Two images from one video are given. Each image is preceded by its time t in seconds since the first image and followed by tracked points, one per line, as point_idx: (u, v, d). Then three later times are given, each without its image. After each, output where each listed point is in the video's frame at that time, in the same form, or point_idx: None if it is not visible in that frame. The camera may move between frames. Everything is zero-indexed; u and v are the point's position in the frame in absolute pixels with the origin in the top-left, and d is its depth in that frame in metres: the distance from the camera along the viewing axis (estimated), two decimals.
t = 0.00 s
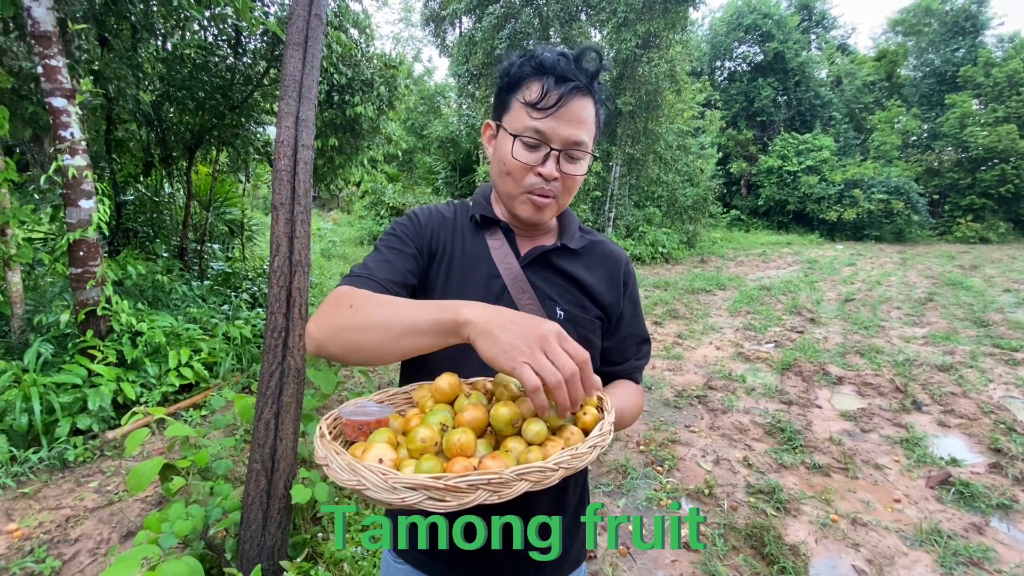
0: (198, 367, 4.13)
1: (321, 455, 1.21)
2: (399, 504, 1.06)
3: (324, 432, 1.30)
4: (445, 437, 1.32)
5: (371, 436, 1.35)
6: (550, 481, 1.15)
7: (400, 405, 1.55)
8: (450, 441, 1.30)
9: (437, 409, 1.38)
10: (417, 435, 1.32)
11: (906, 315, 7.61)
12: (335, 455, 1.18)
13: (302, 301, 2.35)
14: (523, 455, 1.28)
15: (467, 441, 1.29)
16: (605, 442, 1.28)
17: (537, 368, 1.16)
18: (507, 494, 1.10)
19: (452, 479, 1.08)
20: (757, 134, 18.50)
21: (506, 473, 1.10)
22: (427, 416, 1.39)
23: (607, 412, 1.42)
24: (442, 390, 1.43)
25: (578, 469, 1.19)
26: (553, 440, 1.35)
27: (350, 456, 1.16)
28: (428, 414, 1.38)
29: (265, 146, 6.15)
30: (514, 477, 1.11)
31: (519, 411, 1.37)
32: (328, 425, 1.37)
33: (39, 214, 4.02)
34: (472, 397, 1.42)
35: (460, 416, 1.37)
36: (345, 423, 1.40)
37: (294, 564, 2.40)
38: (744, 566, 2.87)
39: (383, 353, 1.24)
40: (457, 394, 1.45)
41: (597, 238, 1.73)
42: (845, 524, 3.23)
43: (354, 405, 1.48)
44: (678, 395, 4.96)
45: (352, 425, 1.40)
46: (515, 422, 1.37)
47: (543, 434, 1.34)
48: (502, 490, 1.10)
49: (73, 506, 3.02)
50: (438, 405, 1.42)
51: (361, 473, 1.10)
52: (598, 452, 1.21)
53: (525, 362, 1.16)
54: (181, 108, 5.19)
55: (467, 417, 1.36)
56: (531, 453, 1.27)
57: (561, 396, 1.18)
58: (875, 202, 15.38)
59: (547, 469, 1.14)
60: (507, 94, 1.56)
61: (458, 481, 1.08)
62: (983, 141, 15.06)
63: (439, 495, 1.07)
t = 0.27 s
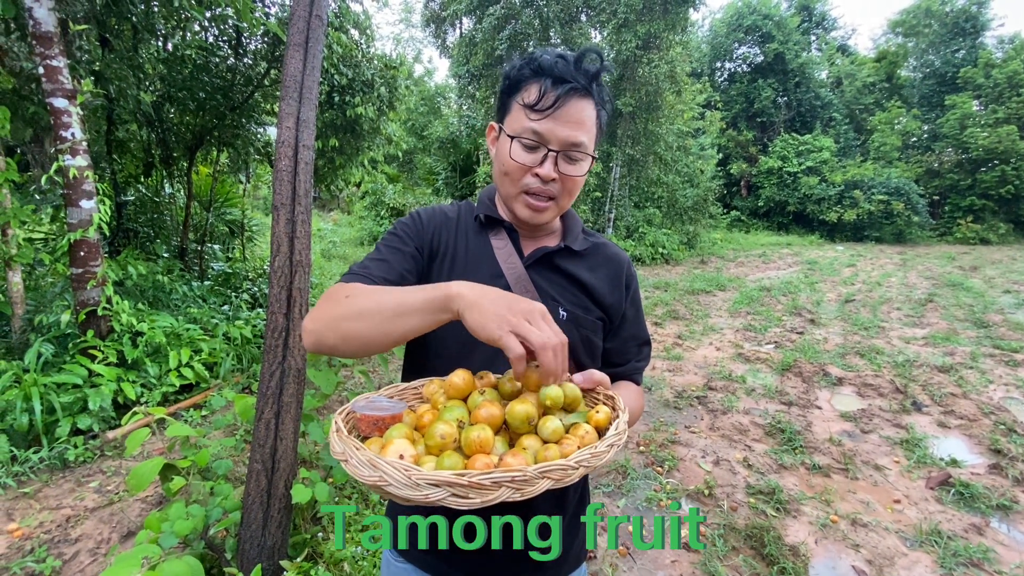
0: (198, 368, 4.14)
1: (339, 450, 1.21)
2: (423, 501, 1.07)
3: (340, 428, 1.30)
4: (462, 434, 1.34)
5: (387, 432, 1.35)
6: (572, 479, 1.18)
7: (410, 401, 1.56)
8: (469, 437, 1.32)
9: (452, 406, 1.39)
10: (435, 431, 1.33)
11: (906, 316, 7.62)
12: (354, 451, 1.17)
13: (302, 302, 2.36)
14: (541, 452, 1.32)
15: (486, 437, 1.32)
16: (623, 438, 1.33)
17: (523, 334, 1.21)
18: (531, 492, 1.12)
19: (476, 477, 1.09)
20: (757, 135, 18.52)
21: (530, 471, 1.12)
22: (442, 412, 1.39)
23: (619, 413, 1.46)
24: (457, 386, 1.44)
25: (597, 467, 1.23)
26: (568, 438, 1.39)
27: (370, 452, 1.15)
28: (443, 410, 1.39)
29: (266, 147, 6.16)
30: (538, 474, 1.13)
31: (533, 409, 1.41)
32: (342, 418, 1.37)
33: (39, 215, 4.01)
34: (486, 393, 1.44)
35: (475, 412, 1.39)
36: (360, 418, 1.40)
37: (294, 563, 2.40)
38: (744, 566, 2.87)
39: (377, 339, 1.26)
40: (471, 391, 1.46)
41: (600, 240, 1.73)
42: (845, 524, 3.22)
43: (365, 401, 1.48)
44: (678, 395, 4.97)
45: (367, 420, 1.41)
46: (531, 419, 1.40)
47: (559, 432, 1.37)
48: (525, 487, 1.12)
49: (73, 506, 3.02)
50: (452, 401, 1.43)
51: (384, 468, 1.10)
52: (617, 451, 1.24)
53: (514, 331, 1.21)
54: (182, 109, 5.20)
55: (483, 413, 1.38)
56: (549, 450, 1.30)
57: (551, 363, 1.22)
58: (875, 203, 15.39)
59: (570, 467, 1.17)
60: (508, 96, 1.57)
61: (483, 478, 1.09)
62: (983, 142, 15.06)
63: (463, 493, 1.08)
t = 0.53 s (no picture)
0: (197, 368, 4.13)
1: (349, 453, 1.20)
2: (440, 502, 1.07)
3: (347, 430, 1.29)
4: (473, 434, 1.34)
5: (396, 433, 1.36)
6: (588, 478, 1.19)
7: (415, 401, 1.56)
8: (480, 438, 1.33)
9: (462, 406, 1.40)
10: (446, 432, 1.33)
11: (905, 316, 7.62)
12: (364, 452, 1.17)
13: (302, 302, 2.35)
14: (553, 451, 1.34)
15: (497, 437, 1.33)
16: (635, 436, 1.35)
17: (497, 333, 1.18)
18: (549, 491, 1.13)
19: (493, 477, 1.10)
20: (756, 136, 18.55)
21: (547, 471, 1.13)
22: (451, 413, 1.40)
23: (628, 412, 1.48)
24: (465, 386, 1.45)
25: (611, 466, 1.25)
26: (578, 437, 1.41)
27: (381, 453, 1.15)
28: (452, 411, 1.40)
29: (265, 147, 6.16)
30: (555, 474, 1.14)
31: (543, 409, 1.42)
32: (348, 420, 1.36)
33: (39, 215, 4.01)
34: (494, 394, 1.45)
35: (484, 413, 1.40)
36: (367, 419, 1.39)
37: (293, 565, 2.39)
38: (743, 567, 2.87)
39: (371, 348, 1.29)
40: (478, 391, 1.47)
41: (600, 241, 1.72)
42: (845, 525, 3.22)
43: (370, 402, 1.48)
44: (678, 396, 4.97)
45: (374, 421, 1.40)
46: (540, 419, 1.42)
47: (569, 431, 1.40)
48: (542, 487, 1.13)
49: (72, 507, 3.01)
50: (459, 401, 1.44)
51: (397, 469, 1.09)
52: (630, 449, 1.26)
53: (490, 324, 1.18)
54: (181, 109, 5.20)
55: (493, 413, 1.39)
56: (561, 450, 1.32)
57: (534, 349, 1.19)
58: (874, 203, 15.42)
59: (585, 466, 1.18)
60: (512, 98, 1.57)
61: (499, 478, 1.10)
62: (982, 142, 15.07)
63: (479, 493, 1.08)
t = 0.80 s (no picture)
0: (195, 369, 4.12)
1: (342, 466, 1.19)
2: (438, 514, 1.07)
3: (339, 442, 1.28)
4: (470, 442, 1.34)
5: (390, 443, 1.35)
6: (589, 483, 1.20)
7: (408, 408, 1.56)
8: (477, 445, 1.32)
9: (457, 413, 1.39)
10: (443, 440, 1.32)
11: (904, 317, 7.62)
12: (358, 464, 1.16)
13: (299, 303, 2.34)
14: (552, 456, 1.33)
15: (494, 444, 1.32)
16: (634, 439, 1.36)
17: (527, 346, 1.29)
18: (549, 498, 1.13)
19: (491, 486, 1.10)
20: (755, 137, 18.56)
21: (547, 478, 1.13)
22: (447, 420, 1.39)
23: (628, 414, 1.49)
24: (461, 392, 1.44)
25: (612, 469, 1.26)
26: (577, 440, 1.40)
27: (375, 464, 1.14)
28: (447, 418, 1.39)
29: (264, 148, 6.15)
30: (555, 481, 1.14)
31: (540, 413, 1.41)
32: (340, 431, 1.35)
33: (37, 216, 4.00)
34: (489, 399, 1.44)
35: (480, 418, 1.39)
36: (360, 429, 1.38)
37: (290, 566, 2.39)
38: (742, 569, 2.87)
39: (381, 360, 1.30)
40: (474, 397, 1.47)
41: (596, 242, 1.72)
42: (844, 526, 3.22)
43: (363, 410, 1.47)
44: (677, 396, 4.96)
45: (367, 431, 1.39)
46: (538, 423, 1.41)
47: (568, 435, 1.39)
48: (543, 495, 1.13)
49: (68, 509, 3.00)
50: (454, 407, 1.43)
51: (393, 483, 1.09)
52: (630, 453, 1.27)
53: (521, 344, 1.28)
54: (180, 110, 5.20)
55: (489, 419, 1.39)
56: (560, 455, 1.32)
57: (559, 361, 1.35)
58: (873, 204, 15.43)
59: (586, 472, 1.19)
60: (507, 100, 1.55)
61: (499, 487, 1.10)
62: (980, 143, 15.08)
63: (478, 503, 1.09)
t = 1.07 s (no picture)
0: (192, 370, 4.11)
1: (344, 482, 1.21)
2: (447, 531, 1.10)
3: (340, 456, 1.29)
4: (474, 453, 1.35)
5: (393, 455, 1.36)
6: (596, 494, 1.23)
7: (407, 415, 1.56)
8: (482, 457, 1.32)
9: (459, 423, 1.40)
10: (446, 453, 1.33)
11: (902, 317, 7.63)
12: (362, 481, 1.18)
13: (296, 304, 2.33)
14: (557, 466, 1.34)
15: (498, 455, 1.33)
16: (639, 447, 1.38)
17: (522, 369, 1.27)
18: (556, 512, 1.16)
19: (499, 503, 1.13)
20: (753, 137, 18.58)
21: (555, 492, 1.16)
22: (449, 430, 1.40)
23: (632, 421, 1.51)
24: (462, 401, 1.45)
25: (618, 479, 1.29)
26: (581, 449, 1.42)
27: (379, 481, 1.17)
28: (450, 428, 1.39)
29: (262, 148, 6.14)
30: (563, 494, 1.17)
31: (544, 421, 1.42)
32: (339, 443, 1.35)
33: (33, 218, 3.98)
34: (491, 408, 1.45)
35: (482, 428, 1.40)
36: (360, 441, 1.39)
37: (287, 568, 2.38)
38: (740, 570, 2.86)
39: (375, 371, 1.30)
40: (475, 405, 1.47)
41: (595, 243, 1.71)
42: (842, 527, 3.22)
43: (362, 421, 1.46)
44: (675, 397, 4.96)
45: (367, 443, 1.39)
46: (542, 432, 1.42)
47: (572, 444, 1.41)
48: (551, 508, 1.17)
49: (64, 511, 2.98)
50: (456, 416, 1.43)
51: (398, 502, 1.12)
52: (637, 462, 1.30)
53: (516, 365, 1.26)
54: (178, 110, 5.19)
55: (493, 429, 1.39)
56: (565, 465, 1.33)
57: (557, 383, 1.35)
58: (871, 205, 15.46)
59: (592, 483, 1.21)
60: (512, 99, 1.54)
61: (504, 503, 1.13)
62: (978, 144, 15.11)
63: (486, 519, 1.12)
